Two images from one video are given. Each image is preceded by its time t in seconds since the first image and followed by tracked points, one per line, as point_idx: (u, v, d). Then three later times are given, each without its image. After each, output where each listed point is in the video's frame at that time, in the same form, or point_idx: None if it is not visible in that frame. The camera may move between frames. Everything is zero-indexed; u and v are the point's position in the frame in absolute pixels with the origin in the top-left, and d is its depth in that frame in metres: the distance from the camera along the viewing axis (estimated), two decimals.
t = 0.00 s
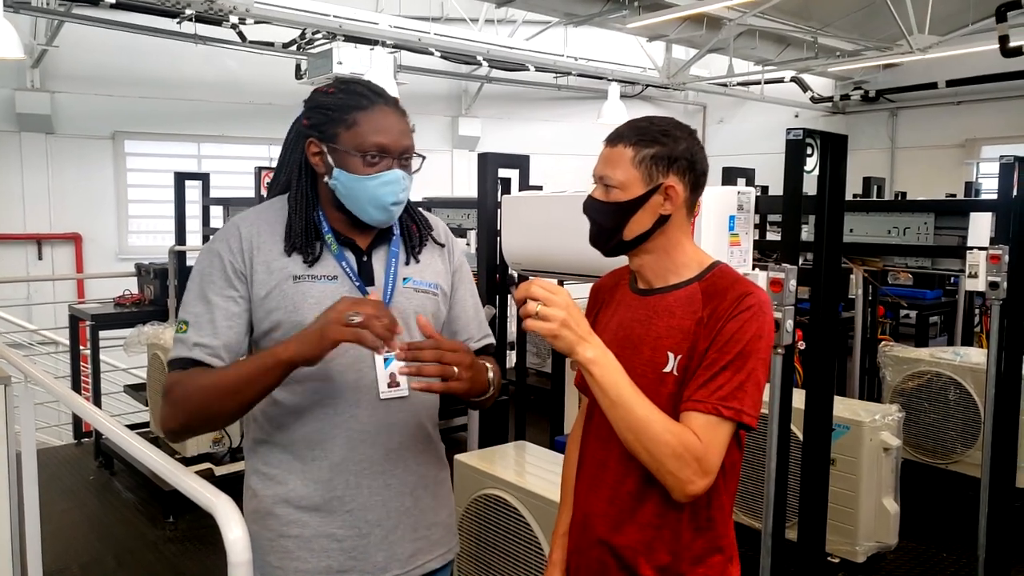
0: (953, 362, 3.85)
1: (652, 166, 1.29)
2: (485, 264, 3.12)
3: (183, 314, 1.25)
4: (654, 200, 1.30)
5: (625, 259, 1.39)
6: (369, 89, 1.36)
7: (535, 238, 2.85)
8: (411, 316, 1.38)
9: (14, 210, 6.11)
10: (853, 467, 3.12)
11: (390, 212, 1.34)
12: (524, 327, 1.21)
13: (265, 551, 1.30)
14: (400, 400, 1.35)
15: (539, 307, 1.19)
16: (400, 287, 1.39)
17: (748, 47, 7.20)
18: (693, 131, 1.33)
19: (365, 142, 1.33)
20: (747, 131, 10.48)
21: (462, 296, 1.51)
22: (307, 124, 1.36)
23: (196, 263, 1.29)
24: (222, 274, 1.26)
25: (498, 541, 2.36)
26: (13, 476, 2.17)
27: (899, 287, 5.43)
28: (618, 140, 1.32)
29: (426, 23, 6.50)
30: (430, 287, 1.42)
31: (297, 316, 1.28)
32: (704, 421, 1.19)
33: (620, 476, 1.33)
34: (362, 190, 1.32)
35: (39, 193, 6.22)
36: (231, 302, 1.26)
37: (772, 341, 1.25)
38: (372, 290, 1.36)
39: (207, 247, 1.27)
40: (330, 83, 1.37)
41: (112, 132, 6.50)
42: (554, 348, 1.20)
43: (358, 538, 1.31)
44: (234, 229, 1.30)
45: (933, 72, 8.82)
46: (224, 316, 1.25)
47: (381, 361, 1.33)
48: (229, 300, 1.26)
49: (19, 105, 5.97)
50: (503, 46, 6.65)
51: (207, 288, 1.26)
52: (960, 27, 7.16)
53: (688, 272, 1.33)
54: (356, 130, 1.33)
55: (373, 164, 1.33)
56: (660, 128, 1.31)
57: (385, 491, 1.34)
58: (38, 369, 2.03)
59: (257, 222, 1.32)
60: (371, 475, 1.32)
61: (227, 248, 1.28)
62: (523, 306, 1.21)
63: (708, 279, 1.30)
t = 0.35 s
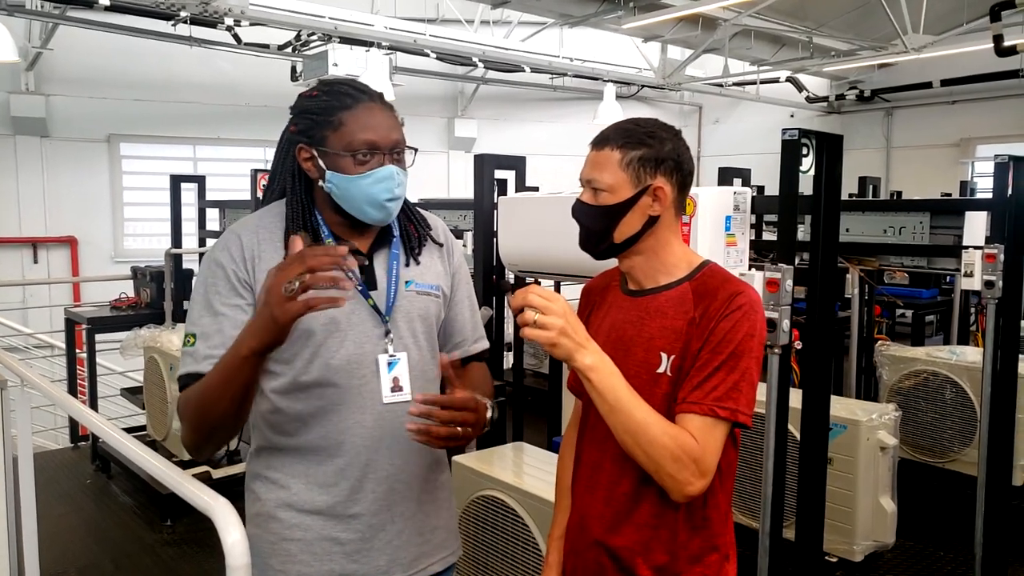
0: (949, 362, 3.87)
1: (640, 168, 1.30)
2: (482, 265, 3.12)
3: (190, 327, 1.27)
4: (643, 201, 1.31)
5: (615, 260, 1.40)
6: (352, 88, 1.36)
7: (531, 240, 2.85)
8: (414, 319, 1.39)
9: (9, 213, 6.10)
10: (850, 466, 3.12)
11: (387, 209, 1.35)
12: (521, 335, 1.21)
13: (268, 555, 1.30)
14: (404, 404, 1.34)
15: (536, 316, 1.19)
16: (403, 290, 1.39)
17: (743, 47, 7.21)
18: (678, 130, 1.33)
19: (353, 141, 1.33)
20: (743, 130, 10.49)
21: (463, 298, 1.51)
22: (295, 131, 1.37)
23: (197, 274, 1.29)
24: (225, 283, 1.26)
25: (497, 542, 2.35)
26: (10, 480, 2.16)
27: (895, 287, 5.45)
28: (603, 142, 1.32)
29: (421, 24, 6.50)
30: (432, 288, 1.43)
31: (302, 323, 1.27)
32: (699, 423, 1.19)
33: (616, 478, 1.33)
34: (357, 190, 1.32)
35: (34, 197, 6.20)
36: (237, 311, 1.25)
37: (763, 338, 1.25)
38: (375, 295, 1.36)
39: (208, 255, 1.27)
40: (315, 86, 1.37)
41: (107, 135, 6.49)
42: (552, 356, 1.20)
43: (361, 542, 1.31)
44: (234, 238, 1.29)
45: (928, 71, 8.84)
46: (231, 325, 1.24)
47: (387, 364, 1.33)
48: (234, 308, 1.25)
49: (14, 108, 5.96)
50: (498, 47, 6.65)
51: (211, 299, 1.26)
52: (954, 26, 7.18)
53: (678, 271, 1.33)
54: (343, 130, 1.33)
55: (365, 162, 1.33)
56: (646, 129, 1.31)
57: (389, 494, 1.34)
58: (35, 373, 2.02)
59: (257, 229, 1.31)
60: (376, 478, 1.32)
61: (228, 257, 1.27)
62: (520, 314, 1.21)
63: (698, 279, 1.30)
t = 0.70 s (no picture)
0: (949, 362, 3.87)
1: (639, 168, 1.30)
2: (482, 265, 3.12)
3: (193, 334, 1.26)
4: (643, 201, 1.30)
5: (614, 261, 1.40)
6: (370, 94, 1.35)
7: (532, 240, 2.85)
8: (420, 320, 1.39)
9: (10, 213, 6.10)
10: (850, 466, 3.12)
11: (410, 216, 1.36)
12: (520, 336, 1.21)
13: (277, 556, 1.30)
14: (410, 406, 1.35)
15: (535, 317, 1.19)
16: (407, 291, 1.39)
17: (743, 48, 7.21)
18: (676, 130, 1.33)
19: (378, 152, 1.33)
20: (743, 131, 10.49)
21: (463, 296, 1.52)
22: (306, 138, 1.35)
23: (198, 281, 1.28)
24: (228, 291, 1.25)
25: (498, 542, 2.35)
26: (11, 480, 2.16)
27: (894, 287, 5.46)
28: (604, 143, 1.32)
29: (421, 25, 6.51)
30: (435, 288, 1.43)
31: (308, 327, 1.28)
32: (699, 422, 1.19)
33: (615, 477, 1.33)
34: (385, 201, 1.32)
35: (34, 196, 6.20)
36: (239, 320, 1.26)
37: (763, 338, 1.25)
38: (379, 296, 1.36)
39: (209, 262, 1.26)
40: (323, 92, 1.35)
41: (107, 135, 6.49)
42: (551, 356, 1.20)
43: (371, 543, 1.31)
44: (236, 243, 1.28)
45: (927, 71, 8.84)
46: (233, 337, 1.25)
47: (394, 368, 1.33)
48: (235, 320, 1.25)
49: (14, 107, 5.96)
50: (498, 47, 6.66)
51: (213, 307, 1.25)
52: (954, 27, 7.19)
53: (678, 271, 1.33)
54: (367, 141, 1.33)
55: (389, 172, 1.34)
56: (645, 129, 1.31)
57: (398, 495, 1.34)
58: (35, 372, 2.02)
59: (258, 234, 1.30)
60: (384, 480, 1.32)
61: (230, 264, 1.26)
62: (520, 315, 1.21)
63: (698, 279, 1.30)
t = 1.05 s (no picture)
0: (948, 363, 3.87)
1: (640, 169, 1.30)
2: (483, 265, 3.12)
3: (198, 334, 1.27)
4: (643, 203, 1.31)
5: (616, 262, 1.40)
6: (358, 85, 1.36)
7: (532, 240, 2.85)
8: (421, 321, 1.39)
9: (10, 212, 6.10)
10: (850, 467, 3.12)
11: (409, 201, 1.36)
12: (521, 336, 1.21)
13: (274, 556, 1.30)
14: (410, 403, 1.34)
15: (537, 317, 1.19)
16: (409, 292, 1.39)
17: (743, 48, 7.21)
18: (676, 131, 1.33)
19: (371, 138, 1.34)
20: (744, 131, 10.50)
21: (467, 300, 1.52)
22: (302, 133, 1.35)
23: (203, 282, 1.28)
24: (231, 289, 1.26)
25: (497, 542, 2.35)
26: (11, 479, 2.16)
27: (895, 288, 5.47)
28: (604, 144, 1.32)
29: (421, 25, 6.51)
30: (437, 291, 1.43)
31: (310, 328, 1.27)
32: (701, 422, 1.19)
33: (617, 477, 1.33)
34: (382, 183, 1.33)
35: (34, 196, 6.20)
36: (244, 320, 1.26)
37: (764, 338, 1.25)
38: (382, 297, 1.36)
39: (212, 263, 1.27)
40: (317, 87, 1.36)
41: (108, 135, 6.50)
42: (553, 356, 1.20)
43: (368, 544, 1.31)
44: (239, 242, 1.29)
45: (927, 72, 8.84)
46: (239, 336, 1.26)
47: (395, 365, 1.32)
48: (241, 320, 1.26)
49: (15, 107, 5.95)
50: (498, 48, 6.66)
51: (218, 304, 1.26)
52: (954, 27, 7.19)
53: (679, 272, 1.33)
54: (359, 128, 1.34)
55: (385, 157, 1.34)
56: (644, 131, 1.31)
57: (398, 495, 1.34)
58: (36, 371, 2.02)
59: (262, 233, 1.31)
60: (383, 482, 1.32)
61: (233, 263, 1.27)
62: (521, 316, 1.21)
63: (699, 279, 1.30)
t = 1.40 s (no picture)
0: (949, 364, 3.86)
1: (645, 171, 1.30)
2: (483, 267, 3.12)
3: (191, 330, 1.27)
4: (648, 205, 1.31)
5: (619, 264, 1.40)
6: (373, 92, 1.38)
7: (532, 242, 2.85)
8: (417, 324, 1.39)
9: (11, 215, 6.10)
10: (852, 467, 3.12)
11: (390, 209, 1.34)
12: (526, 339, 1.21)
13: (275, 559, 1.30)
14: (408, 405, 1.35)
15: (541, 320, 1.18)
16: (407, 294, 1.39)
17: (743, 50, 7.21)
18: (682, 133, 1.33)
19: (366, 137, 1.34)
20: (745, 132, 10.50)
21: (462, 303, 1.52)
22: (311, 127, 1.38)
23: (202, 279, 1.28)
24: (229, 287, 1.26)
25: (498, 545, 2.35)
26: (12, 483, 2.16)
27: (896, 289, 5.48)
28: (608, 146, 1.33)
29: (421, 27, 6.52)
30: (435, 294, 1.43)
31: (307, 327, 1.27)
32: (706, 423, 1.19)
33: (621, 479, 1.33)
34: (363, 184, 1.32)
35: (35, 199, 6.21)
36: (241, 320, 1.26)
37: (768, 340, 1.25)
38: (378, 299, 1.35)
39: (212, 260, 1.26)
40: (337, 87, 1.39)
41: (109, 138, 6.50)
42: (557, 358, 1.20)
43: (368, 546, 1.31)
44: (239, 241, 1.29)
45: (928, 73, 8.84)
46: (232, 335, 1.25)
47: (389, 369, 1.33)
48: (236, 319, 1.26)
49: (15, 111, 5.96)
50: (498, 49, 6.66)
51: (214, 303, 1.26)
52: (955, 28, 7.19)
53: (683, 274, 1.33)
54: (357, 127, 1.34)
55: (374, 161, 1.34)
56: (649, 133, 1.31)
57: (397, 496, 1.34)
58: (38, 375, 2.02)
59: (263, 232, 1.31)
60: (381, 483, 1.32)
61: (233, 262, 1.27)
62: (525, 318, 1.21)
63: (704, 281, 1.30)
